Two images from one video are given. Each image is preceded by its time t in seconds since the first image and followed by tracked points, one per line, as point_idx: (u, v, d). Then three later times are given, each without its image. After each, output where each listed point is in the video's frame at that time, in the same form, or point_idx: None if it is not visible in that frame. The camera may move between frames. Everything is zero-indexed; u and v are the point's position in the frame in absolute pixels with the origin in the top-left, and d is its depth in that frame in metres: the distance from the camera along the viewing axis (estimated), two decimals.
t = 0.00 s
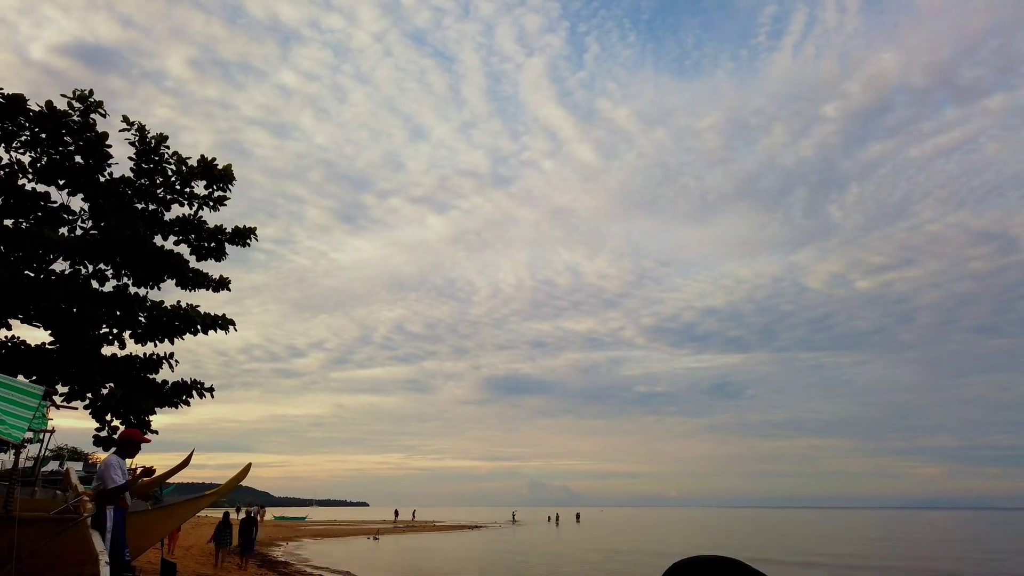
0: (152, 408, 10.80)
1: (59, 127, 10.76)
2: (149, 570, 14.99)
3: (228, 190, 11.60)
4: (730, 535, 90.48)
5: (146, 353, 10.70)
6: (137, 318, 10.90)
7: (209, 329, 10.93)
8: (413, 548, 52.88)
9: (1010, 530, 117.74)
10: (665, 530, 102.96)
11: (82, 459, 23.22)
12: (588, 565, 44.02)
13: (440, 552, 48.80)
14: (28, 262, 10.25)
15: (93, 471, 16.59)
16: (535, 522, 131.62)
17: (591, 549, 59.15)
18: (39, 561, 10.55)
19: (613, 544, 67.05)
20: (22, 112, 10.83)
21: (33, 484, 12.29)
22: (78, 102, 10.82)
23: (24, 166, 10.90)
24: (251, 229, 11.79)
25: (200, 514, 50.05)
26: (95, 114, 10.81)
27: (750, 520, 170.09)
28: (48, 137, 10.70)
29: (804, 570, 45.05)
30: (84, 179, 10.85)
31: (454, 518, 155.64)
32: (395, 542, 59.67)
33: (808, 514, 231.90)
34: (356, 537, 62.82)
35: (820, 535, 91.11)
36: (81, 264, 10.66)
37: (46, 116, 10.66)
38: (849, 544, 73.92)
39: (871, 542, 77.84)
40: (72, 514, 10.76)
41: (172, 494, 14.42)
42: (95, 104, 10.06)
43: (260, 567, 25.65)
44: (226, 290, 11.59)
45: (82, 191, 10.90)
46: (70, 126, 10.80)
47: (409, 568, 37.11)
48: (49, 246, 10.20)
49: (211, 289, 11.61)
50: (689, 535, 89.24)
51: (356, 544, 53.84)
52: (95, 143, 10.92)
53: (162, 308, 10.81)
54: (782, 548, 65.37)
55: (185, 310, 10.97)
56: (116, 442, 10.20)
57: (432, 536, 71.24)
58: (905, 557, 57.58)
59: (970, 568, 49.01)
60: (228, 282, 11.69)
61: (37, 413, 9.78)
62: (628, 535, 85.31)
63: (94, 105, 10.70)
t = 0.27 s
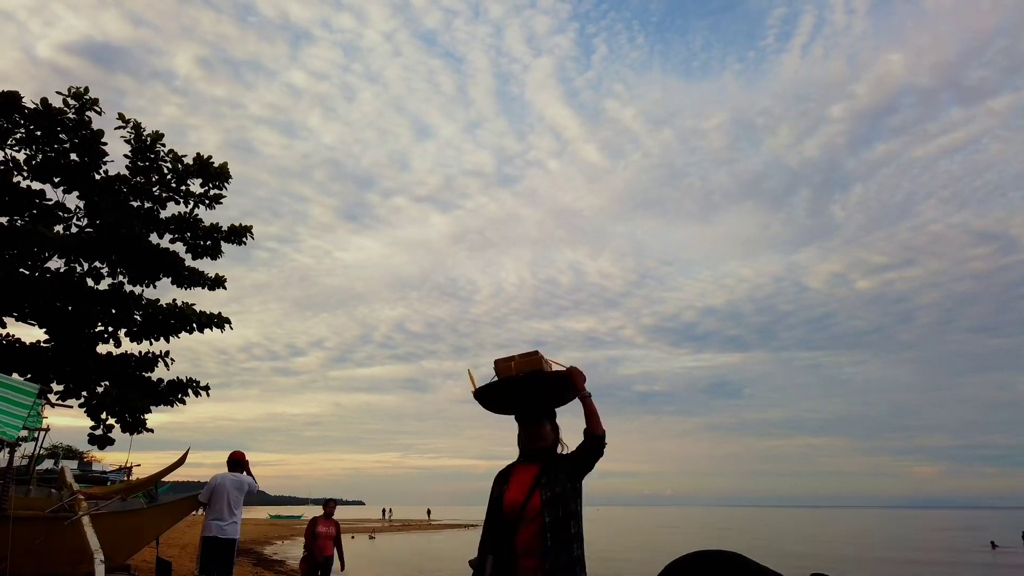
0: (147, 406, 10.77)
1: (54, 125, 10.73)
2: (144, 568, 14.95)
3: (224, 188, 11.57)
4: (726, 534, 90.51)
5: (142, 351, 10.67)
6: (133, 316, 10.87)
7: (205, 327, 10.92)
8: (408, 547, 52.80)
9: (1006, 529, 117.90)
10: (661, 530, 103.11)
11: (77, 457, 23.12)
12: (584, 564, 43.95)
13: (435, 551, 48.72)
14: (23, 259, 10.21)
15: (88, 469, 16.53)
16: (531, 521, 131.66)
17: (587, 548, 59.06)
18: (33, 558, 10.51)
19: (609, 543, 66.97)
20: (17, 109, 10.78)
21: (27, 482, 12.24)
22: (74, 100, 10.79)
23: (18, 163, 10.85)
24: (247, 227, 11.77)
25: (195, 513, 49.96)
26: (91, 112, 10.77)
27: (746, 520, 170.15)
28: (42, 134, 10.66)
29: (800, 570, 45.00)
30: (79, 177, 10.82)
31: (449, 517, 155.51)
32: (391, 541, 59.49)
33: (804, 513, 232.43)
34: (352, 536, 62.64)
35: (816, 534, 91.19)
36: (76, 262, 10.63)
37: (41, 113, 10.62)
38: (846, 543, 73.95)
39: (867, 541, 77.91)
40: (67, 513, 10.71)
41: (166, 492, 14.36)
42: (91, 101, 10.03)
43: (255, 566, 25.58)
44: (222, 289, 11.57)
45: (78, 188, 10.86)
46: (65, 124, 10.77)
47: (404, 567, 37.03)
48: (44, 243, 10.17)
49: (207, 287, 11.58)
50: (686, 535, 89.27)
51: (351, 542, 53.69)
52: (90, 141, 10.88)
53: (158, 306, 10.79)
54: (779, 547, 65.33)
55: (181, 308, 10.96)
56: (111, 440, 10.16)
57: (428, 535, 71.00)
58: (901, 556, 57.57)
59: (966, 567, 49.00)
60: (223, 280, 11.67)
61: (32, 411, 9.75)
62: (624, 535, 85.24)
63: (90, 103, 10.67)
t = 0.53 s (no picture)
0: (143, 404, 10.78)
1: (48, 122, 10.70)
2: (138, 566, 14.92)
3: (219, 186, 11.56)
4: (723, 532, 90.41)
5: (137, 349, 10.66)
6: (128, 314, 10.86)
7: (200, 325, 10.91)
8: (404, 545, 52.66)
9: (1003, 527, 117.87)
10: (657, 528, 103.06)
11: (71, 455, 23.12)
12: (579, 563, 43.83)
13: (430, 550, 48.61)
14: (17, 257, 10.18)
15: (82, 468, 16.56)
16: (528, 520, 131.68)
17: (583, 546, 58.92)
18: (28, 557, 10.51)
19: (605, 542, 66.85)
20: (12, 107, 10.76)
21: (22, 481, 12.23)
22: (69, 97, 10.75)
23: (13, 161, 10.81)
24: (243, 225, 11.76)
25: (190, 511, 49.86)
26: (86, 109, 10.75)
27: (742, 517, 170.02)
28: (37, 131, 10.63)
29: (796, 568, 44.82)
30: (74, 175, 10.79)
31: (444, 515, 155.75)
32: (386, 539, 59.63)
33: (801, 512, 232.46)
34: (347, 534, 62.53)
35: (813, 532, 91.09)
36: (71, 260, 10.61)
37: (36, 111, 10.59)
38: (842, 541, 73.81)
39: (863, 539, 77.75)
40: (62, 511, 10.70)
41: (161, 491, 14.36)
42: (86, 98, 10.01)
43: (250, 564, 25.52)
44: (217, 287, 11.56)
45: (72, 186, 10.83)
46: (60, 121, 10.74)
47: (399, 565, 36.93)
48: (39, 241, 10.14)
49: (203, 286, 11.57)
50: (682, 533, 89.21)
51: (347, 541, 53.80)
52: (85, 139, 10.86)
53: (153, 305, 10.78)
54: (776, 546, 65.17)
55: (176, 306, 10.94)
56: (107, 438, 10.16)
57: (423, 533, 71.11)
58: (898, 554, 57.43)
59: (963, 566, 48.87)
60: (219, 278, 11.66)
61: (27, 409, 9.74)
62: (620, 533, 85.16)
63: (85, 100, 10.64)
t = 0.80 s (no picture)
0: (138, 402, 10.75)
1: (44, 119, 10.66)
2: (134, 565, 14.90)
3: (215, 184, 11.53)
4: (720, 531, 90.17)
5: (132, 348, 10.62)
6: (123, 312, 10.83)
7: (195, 324, 10.88)
8: (400, 544, 52.55)
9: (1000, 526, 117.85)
10: (655, 527, 103.03)
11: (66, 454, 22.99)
12: (575, 562, 43.62)
13: (427, 549, 48.46)
14: (13, 255, 10.15)
15: (77, 466, 16.49)
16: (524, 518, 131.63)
17: (581, 545, 58.76)
18: (22, 555, 10.48)
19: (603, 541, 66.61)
20: (7, 103, 10.72)
21: (17, 479, 12.20)
22: (64, 94, 10.72)
23: (8, 158, 10.78)
24: (238, 223, 11.73)
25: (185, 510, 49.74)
26: (81, 106, 10.71)
27: (738, 516, 169.81)
28: (32, 128, 10.59)
29: (795, 568, 44.59)
30: (69, 172, 10.76)
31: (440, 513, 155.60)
32: (382, 538, 59.44)
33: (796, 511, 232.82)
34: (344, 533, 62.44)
35: (810, 532, 90.93)
36: (66, 258, 10.58)
37: (31, 108, 10.56)
38: (840, 540, 73.60)
39: (861, 539, 77.59)
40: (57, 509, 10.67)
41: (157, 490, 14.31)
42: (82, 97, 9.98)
43: (245, 563, 25.46)
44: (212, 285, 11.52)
45: (67, 183, 10.80)
46: (55, 118, 10.70)
47: (395, 564, 36.81)
48: (34, 239, 10.11)
49: (198, 284, 11.55)
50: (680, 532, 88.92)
51: (343, 540, 53.67)
52: (81, 136, 10.82)
53: (149, 303, 10.76)
54: (774, 545, 64.93)
55: (172, 304, 10.91)
56: (102, 437, 10.13)
57: (419, 532, 70.86)
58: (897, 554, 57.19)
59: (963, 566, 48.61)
60: (215, 277, 11.64)
61: (22, 407, 9.71)
62: (618, 532, 84.94)
63: (80, 97, 10.60)
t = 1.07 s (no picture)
0: (133, 401, 10.72)
1: (38, 117, 10.61)
2: (130, 565, 14.88)
3: (210, 182, 11.49)
4: (717, 530, 90.04)
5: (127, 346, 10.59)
6: (118, 311, 10.80)
7: (191, 322, 10.86)
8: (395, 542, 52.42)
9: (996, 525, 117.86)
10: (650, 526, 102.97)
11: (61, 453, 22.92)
12: (571, 561, 43.50)
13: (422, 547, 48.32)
14: (7, 253, 10.10)
15: (72, 465, 16.45)
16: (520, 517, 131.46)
17: (576, 544, 58.59)
18: (17, 554, 10.44)
19: (599, 540, 66.48)
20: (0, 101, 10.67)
21: (11, 478, 12.17)
22: (59, 92, 10.67)
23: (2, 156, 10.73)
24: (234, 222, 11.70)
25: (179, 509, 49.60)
26: (76, 104, 10.66)
27: (734, 514, 169.84)
28: (27, 127, 10.55)
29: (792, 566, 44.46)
30: (64, 170, 10.71)
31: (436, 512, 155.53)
32: (378, 537, 59.34)
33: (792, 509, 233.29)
34: (338, 531, 62.25)
35: (806, 531, 90.85)
36: (60, 256, 10.54)
37: (25, 106, 10.51)
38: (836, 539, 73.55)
39: (857, 537, 77.61)
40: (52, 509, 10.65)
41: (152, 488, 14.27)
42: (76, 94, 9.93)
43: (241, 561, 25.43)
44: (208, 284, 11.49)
45: (62, 182, 10.76)
46: (49, 116, 10.66)
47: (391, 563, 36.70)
48: (28, 237, 10.08)
49: (194, 282, 11.52)
50: (676, 530, 88.79)
51: (339, 538, 53.62)
52: (75, 134, 10.78)
53: (144, 301, 10.73)
54: (770, 544, 64.80)
55: (167, 303, 10.89)
56: (97, 435, 10.10)
57: (415, 531, 70.70)
58: (893, 552, 57.06)
59: (960, 565, 48.50)
60: (210, 275, 11.61)
61: (16, 406, 9.68)
62: (614, 531, 84.78)
63: (75, 95, 10.55)
